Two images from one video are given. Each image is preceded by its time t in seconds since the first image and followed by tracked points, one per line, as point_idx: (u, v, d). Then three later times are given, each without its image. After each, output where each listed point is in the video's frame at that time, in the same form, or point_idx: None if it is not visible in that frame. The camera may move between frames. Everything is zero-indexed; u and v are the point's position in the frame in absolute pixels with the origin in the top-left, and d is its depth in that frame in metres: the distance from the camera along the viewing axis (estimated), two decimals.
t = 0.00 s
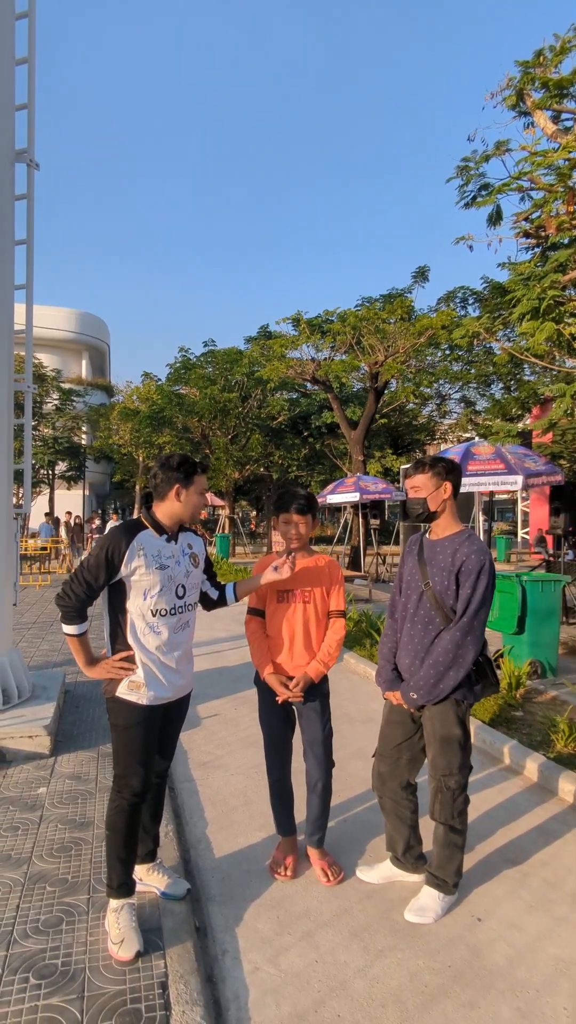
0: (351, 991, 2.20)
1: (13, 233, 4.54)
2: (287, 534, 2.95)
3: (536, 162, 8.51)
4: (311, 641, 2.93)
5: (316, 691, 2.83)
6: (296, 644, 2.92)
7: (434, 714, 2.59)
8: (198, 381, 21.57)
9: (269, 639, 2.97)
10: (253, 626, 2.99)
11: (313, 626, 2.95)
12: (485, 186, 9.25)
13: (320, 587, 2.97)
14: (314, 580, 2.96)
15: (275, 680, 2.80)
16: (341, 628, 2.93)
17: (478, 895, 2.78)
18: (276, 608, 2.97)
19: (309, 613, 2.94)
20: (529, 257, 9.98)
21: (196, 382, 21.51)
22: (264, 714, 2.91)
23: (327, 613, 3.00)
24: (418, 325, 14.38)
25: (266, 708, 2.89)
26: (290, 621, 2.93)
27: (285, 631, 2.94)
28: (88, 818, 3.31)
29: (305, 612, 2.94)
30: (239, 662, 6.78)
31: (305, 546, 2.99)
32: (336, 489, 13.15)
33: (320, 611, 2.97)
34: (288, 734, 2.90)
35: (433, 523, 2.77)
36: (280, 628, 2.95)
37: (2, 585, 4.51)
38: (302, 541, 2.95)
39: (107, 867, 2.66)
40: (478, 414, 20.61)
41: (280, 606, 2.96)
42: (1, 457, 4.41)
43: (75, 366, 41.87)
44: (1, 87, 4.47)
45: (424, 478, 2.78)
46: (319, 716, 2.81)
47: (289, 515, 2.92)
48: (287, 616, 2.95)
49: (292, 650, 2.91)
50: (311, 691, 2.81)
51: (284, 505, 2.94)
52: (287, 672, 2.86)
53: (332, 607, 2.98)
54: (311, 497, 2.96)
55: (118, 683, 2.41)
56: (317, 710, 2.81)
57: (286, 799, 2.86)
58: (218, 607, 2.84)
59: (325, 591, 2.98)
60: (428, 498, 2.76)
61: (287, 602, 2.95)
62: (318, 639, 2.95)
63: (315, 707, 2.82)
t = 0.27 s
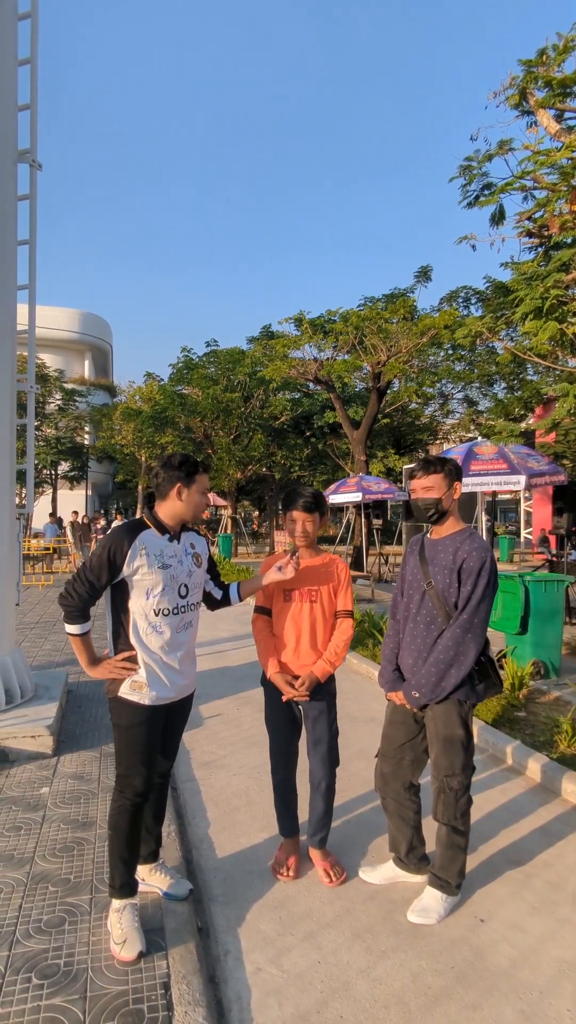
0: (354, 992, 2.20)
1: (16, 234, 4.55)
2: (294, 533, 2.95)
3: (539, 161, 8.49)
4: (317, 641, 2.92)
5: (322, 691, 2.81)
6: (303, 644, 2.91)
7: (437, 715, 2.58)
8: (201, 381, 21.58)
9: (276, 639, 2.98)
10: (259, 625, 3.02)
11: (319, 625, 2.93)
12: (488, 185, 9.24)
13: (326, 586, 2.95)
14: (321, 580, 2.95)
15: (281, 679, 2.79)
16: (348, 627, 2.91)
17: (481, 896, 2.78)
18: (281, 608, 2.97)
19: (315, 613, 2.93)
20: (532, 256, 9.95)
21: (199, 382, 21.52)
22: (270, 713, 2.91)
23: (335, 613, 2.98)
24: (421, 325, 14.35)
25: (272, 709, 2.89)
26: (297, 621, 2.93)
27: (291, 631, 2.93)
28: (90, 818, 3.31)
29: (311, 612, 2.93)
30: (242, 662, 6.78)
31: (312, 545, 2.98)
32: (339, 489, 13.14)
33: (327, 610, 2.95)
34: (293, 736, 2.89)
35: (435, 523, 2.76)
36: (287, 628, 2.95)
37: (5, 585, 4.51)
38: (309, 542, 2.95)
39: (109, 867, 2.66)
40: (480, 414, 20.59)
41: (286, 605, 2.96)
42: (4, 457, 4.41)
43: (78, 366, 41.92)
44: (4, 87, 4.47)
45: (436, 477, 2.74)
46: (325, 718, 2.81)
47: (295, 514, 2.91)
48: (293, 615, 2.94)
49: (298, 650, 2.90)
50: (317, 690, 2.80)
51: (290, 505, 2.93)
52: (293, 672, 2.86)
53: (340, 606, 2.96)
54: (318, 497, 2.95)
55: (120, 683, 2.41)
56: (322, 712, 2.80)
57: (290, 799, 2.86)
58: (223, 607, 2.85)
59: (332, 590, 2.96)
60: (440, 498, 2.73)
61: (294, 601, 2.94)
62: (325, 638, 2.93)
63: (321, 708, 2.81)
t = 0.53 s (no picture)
0: (356, 993, 2.19)
1: (18, 233, 4.55)
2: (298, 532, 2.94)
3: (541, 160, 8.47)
4: (321, 640, 2.91)
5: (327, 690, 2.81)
6: (307, 643, 2.90)
7: (440, 715, 2.57)
8: (202, 381, 21.57)
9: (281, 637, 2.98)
10: (264, 624, 3.02)
11: (323, 624, 2.92)
12: (490, 184, 9.22)
13: (329, 585, 2.94)
14: (326, 578, 2.94)
15: (285, 678, 2.79)
16: (354, 626, 2.89)
17: (484, 898, 2.76)
18: (285, 607, 2.97)
19: (318, 611, 2.92)
20: (534, 256, 9.92)
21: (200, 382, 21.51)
22: (274, 713, 2.90)
23: (339, 612, 2.97)
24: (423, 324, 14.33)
25: (276, 708, 2.89)
26: (300, 620, 2.92)
27: (295, 629, 2.92)
28: (92, 818, 3.31)
29: (315, 610, 2.92)
30: (244, 662, 6.77)
31: (316, 544, 2.97)
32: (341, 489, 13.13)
33: (331, 609, 2.94)
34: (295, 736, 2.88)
35: (436, 523, 2.75)
36: (290, 626, 2.94)
37: (8, 584, 4.51)
38: (311, 542, 2.95)
39: (111, 867, 2.66)
40: (482, 414, 20.57)
41: (289, 604, 2.95)
42: (6, 456, 4.41)
43: (80, 367, 41.95)
44: (5, 87, 4.47)
45: (441, 477, 2.74)
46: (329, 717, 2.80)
47: (300, 513, 2.90)
48: (298, 614, 2.93)
49: (302, 649, 2.89)
50: (322, 690, 2.79)
51: (295, 503, 2.93)
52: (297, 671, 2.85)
53: (345, 605, 2.95)
54: (323, 496, 2.94)
55: (121, 683, 2.41)
56: (326, 711, 2.80)
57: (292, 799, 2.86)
58: (227, 606, 2.85)
59: (335, 589, 2.95)
60: (443, 498, 2.71)
61: (299, 600, 2.93)
62: (329, 637, 2.92)
63: (326, 707, 2.80)
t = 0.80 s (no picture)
0: (357, 994, 2.19)
1: (19, 233, 4.55)
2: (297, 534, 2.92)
3: (543, 159, 8.46)
4: (321, 643, 2.90)
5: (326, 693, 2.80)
6: (306, 647, 2.89)
7: (443, 715, 2.57)
8: (204, 381, 21.57)
9: (279, 640, 2.97)
10: (262, 626, 3.02)
11: (323, 627, 2.91)
12: (492, 184, 9.21)
13: (328, 588, 2.93)
14: (324, 582, 2.92)
15: (283, 682, 2.79)
16: (351, 631, 2.88)
17: (485, 899, 2.76)
18: (284, 611, 2.96)
19: (318, 614, 2.91)
20: (536, 255, 9.90)
21: (202, 382, 21.52)
22: (273, 716, 2.89)
23: (337, 615, 2.95)
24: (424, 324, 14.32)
25: (274, 710, 2.89)
26: (300, 623, 2.91)
27: (294, 632, 2.91)
28: (93, 818, 3.30)
29: (314, 613, 2.91)
30: (245, 662, 6.77)
31: (315, 547, 2.95)
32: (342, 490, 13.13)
33: (330, 612, 2.93)
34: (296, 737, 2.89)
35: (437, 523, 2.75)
36: (290, 629, 2.93)
37: (9, 584, 4.51)
38: (311, 542, 2.92)
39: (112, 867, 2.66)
40: (484, 414, 20.55)
41: (288, 607, 2.94)
42: (8, 456, 4.41)
43: (82, 368, 42.00)
44: (6, 87, 4.47)
45: (443, 477, 2.73)
46: (328, 721, 2.79)
47: (297, 515, 2.89)
48: (296, 618, 2.92)
49: (301, 652, 2.89)
50: (320, 693, 2.78)
51: (292, 505, 2.92)
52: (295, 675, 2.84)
53: (343, 609, 2.93)
54: (321, 497, 2.93)
55: (122, 683, 2.41)
56: (325, 715, 2.79)
57: (293, 805, 2.83)
58: (229, 607, 2.85)
59: (335, 591, 2.94)
60: (445, 498, 2.70)
61: (297, 603, 2.92)
62: (328, 640, 2.91)
63: (324, 711, 2.79)
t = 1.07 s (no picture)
0: (358, 994, 2.19)
1: (20, 233, 4.55)
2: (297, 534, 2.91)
3: (544, 159, 8.44)
4: (321, 644, 2.89)
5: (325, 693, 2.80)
6: (306, 648, 2.88)
7: (445, 715, 2.57)
8: (205, 381, 21.57)
9: (279, 640, 2.98)
10: (262, 626, 3.03)
11: (324, 628, 2.91)
12: (493, 184, 9.20)
13: (330, 589, 2.92)
14: (327, 584, 2.92)
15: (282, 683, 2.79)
16: (352, 634, 2.88)
17: (487, 899, 2.75)
18: (285, 611, 2.96)
19: (319, 615, 2.90)
20: (537, 255, 9.89)
21: (203, 382, 21.52)
22: (273, 717, 2.89)
23: (339, 618, 2.95)
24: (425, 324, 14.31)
25: (273, 710, 2.89)
26: (300, 624, 2.91)
27: (294, 633, 2.91)
28: (94, 818, 3.30)
29: (315, 614, 2.90)
30: (246, 662, 6.77)
31: (316, 548, 2.95)
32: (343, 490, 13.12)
33: (331, 613, 2.92)
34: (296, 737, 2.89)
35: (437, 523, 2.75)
36: (290, 629, 2.93)
37: (10, 584, 4.51)
38: (310, 542, 2.91)
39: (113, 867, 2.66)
40: (485, 414, 20.54)
41: (289, 607, 2.94)
42: (9, 456, 4.41)
43: (83, 368, 42.02)
44: (7, 87, 4.47)
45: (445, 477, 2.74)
46: (326, 722, 2.78)
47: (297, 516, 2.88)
48: (297, 618, 2.92)
49: (301, 653, 2.89)
50: (319, 693, 2.78)
51: (291, 505, 2.93)
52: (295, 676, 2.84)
53: (344, 611, 2.93)
54: (322, 498, 2.93)
55: (123, 682, 2.42)
56: (323, 716, 2.79)
57: (295, 807, 2.83)
58: (230, 608, 2.85)
59: (336, 593, 2.93)
60: (448, 498, 2.70)
61: (298, 604, 2.92)
62: (329, 641, 2.91)
63: (324, 713, 2.79)
